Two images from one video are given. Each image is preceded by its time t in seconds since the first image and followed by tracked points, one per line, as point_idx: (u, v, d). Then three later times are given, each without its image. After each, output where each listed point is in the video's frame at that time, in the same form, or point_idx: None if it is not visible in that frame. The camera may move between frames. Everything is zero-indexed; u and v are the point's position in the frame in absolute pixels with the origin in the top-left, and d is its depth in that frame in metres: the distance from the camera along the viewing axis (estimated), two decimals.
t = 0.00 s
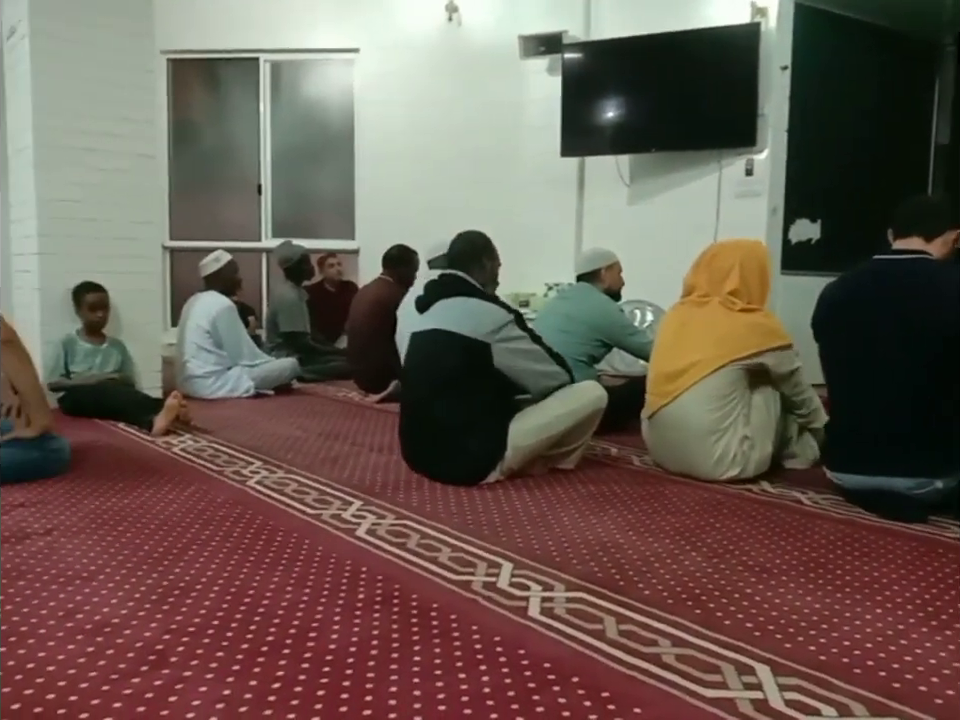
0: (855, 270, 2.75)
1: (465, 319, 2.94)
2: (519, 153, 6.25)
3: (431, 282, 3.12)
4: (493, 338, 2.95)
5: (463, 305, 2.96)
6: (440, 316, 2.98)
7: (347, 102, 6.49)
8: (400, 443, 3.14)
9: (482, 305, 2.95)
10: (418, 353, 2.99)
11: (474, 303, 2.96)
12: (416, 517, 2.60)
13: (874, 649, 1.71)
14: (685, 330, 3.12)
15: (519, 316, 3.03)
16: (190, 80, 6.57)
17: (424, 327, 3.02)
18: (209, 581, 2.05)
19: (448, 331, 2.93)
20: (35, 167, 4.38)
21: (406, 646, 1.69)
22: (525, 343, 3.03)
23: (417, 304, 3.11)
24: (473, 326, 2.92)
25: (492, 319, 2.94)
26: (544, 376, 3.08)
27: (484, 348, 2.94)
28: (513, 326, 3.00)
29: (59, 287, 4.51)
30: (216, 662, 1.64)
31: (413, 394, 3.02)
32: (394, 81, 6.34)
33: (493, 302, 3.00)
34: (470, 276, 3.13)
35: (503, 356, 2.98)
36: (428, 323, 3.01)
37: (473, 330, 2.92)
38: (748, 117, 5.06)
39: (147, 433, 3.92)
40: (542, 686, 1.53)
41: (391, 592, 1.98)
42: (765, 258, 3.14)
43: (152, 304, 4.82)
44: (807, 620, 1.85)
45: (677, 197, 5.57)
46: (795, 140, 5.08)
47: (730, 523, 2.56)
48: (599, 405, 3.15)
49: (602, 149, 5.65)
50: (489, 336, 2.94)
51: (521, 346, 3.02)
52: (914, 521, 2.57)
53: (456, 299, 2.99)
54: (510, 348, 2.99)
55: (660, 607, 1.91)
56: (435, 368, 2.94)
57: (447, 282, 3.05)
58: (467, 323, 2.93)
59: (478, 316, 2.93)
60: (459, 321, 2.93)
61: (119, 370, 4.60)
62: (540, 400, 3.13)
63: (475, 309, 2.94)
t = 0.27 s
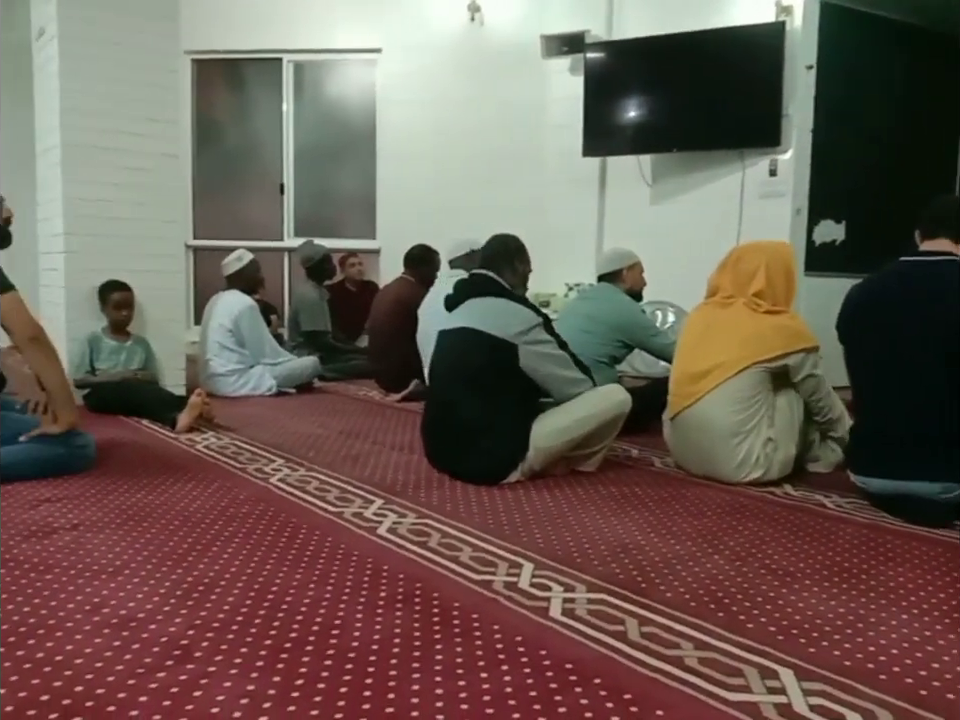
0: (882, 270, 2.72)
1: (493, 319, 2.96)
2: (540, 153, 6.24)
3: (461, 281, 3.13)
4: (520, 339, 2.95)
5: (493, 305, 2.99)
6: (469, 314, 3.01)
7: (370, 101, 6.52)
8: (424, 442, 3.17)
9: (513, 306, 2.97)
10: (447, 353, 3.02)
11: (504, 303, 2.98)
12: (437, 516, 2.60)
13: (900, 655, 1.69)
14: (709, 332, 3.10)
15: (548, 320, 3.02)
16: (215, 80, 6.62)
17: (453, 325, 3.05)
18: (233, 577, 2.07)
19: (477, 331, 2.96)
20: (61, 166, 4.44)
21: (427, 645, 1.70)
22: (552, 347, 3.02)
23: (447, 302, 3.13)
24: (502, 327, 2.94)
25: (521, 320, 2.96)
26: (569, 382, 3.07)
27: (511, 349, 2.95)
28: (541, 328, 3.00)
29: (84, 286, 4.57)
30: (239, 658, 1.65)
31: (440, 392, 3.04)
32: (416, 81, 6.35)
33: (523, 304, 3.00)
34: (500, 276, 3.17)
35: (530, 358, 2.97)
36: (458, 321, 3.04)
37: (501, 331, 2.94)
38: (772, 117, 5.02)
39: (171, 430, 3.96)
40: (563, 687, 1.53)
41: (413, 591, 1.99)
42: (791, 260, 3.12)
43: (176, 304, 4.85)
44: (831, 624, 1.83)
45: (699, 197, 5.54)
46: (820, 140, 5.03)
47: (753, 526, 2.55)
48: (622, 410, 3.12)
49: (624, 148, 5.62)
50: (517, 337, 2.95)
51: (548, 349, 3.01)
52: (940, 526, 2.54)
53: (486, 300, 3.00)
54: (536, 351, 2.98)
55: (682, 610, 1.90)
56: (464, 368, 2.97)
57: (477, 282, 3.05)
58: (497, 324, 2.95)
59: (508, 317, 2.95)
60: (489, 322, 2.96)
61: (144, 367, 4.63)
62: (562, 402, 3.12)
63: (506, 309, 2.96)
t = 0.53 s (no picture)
0: (917, 270, 2.69)
1: (523, 320, 2.97)
2: (567, 154, 6.23)
3: (493, 282, 3.16)
4: (550, 341, 2.96)
5: (524, 306, 2.99)
6: (499, 315, 3.02)
7: (397, 103, 6.55)
8: (452, 442, 3.18)
9: (544, 307, 2.98)
10: (477, 352, 3.03)
11: (535, 304, 2.99)
12: (465, 516, 2.61)
13: (935, 661, 1.67)
14: (740, 333, 3.08)
15: (579, 322, 3.03)
16: (244, 82, 6.69)
17: (483, 326, 3.06)
18: (264, 574, 2.10)
19: (506, 331, 2.97)
20: (95, 169, 4.52)
21: (457, 644, 1.71)
22: (582, 349, 3.02)
23: (477, 303, 3.14)
24: (533, 328, 2.95)
25: (553, 322, 2.96)
26: (600, 385, 3.06)
27: (540, 350, 2.95)
28: (571, 330, 3.00)
29: (116, 287, 4.64)
30: (272, 653, 1.67)
31: (469, 393, 3.06)
32: (443, 82, 6.37)
33: (554, 305, 3.01)
34: (532, 278, 3.18)
35: (560, 359, 2.97)
36: (488, 322, 3.05)
37: (531, 331, 2.95)
38: (802, 116, 4.97)
39: (202, 428, 4.01)
40: (594, 687, 1.53)
41: (442, 590, 2.00)
42: (826, 263, 3.09)
43: (206, 304, 4.91)
44: (864, 630, 1.81)
45: (728, 198, 5.50)
46: (852, 140, 4.97)
47: (784, 529, 2.53)
48: (652, 412, 3.11)
49: (651, 149, 5.59)
50: (547, 338, 2.95)
51: (579, 351, 3.01)
52: None
53: (517, 301, 3.02)
54: (566, 353, 2.98)
55: (712, 612, 1.89)
56: (494, 368, 2.98)
57: (508, 283, 3.07)
58: (528, 325, 2.95)
59: (540, 318, 2.96)
60: (520, 323, 2.96)
61: (175, 366, 4.70)
62: (592, 403, 3.12)
63: (537, 311, 2.97)
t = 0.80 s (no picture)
0: (943, 268, 2.66)
1: (543, 319, 2.97)
2: (587, 153, 6.22)
3: (512, 281, 3.16)
4: (570, 340, 2.95)
5: (543, 306, 2.99)
6: (519, 314, 3.02)
7: (417, 102, 6.57)
8: (472, 441, 3.19)
9: (564, 306, 2.99)
10: (495, 351, 3.03)
11: (554, 303, 2.99)
12: (485, 515, 2.62)
13: None
14: (763, 333, 3.06)
15: (598, 322, 3.03)
16: (265, 83, 6.74)
17: (502, 325, 3.07)
18: (287, 571, 2.12)
19: (525, 331, 2.97)
20: (119, 168, 4.57)
21: (479, 641, 1.72)
22: (602, 348, 3.02)
23: (496, 302, 3.14)
24: (553, 327, 2.95)
25: (573, 321, 2.97)
26: (620, 384, 3.06)
27: (559, 349, 2.95)
28: (591, 330, 3.00)
29: (139, 285, 4.69)
30: (295, 649, 1.69)
31: (489, 392, 3.06)
32: (463, 81, 6.38)
33: (573, 305, 3.01)
34: (551, 277, 3.17)
35: (580, 359, 2.97)
36: (507, 321, 3.05)
37: (550, 331, 2.95)
38: (825, 113, 4.93)
39: (224, 426, 4.05)
40: (615, 686, 1.53)
41: (463, 588, 2.01)
42: (852, 263, 3.07)
43: (227, 302, 4.95)
44: (889, 631, 1.80)
45: (749, 196, 5.46)
46: (876, 137, 4.92)
47: (806, 530, 2.51)
48: (673, 411, 3.10)
49: (672, 147, 5.57)
50: (567, 338, 2.95)
51: (598, 351, 3.01)
52: None
53: (536, 300, 3.02)
54: (586, 352, 2.98)
55: (734, 612, 1.88)
56: (514, 368, 2.98)
57: (527, 282, 3.07)
58: (547, 324, 2.95)
59: (560, 317, 2.96)
60: (541, 322, 2.96)
61: (198, 365, 4.73)
62: (612, 402, 3.11)
63: (558, 310, 2.97)
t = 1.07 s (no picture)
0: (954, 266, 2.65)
1: (549, 318, 2.96)
2: (595, 153, 6.22)
3: (517, 281, 3.15)
4: (576, 340, 2.95)
5: (549, 306, 2.99)
6: (525, 314, 3.02)
7: (425, 104, 6.58)
8: (481, 442, 3.19)
9: (571, 306, 2.98)
10: (503, 351, 3.03)
11: (560, 303, 2.99)
12: (495, 515, 2.62)
13: None
14: (772, 332, 3.05)
15: (604, 321, 3.03)
16: (273, 85, 6.77)
17: (509, 325, 3.07)
18: (298, 571, 2.13)
19: (532, 331, 2.97)
20: (129, 171, 4.60)
21: (489, 642, 1.72)
22: (609, 348, 3.02)
23: (503, 303, 3.14)
24: (560, 327, 2.94)
25: (579, 321, 2.96)
26: (628, 384, 3.06)
27: (566, 349, 2.95)
28: (598, 329, 3.00)
29: (150, 287, 4.72)
30: (306, 650, 1.70)
31: (498, 393, 3.06)
32: (471, 82, 6.39)
33: (579, 304, 3.01)
34: (558, 277, 3.17)
35: (586, 358, 2.97)
36: (513, 321, 3.05)
37: (556, 330, 2.94)
38: (835, 112, 4.91)
39: (234, 427, 4.07)
40: (626, 687, 1.53)
41: (473, 589, 2.01)
42: (862, 261, 3.05)
43: (237, 304, 4.97)
44: (901, 632, 1.79)
45: (759, 196, 5.45)
46: (886, 136, 4.90)
47: (817, 530, 2.50)
48: (682, 411, 3.10)
49: (680, 147, 5.56)
50: (573, 337, 2.94)
51: (605, 350, 3.01)
52: None
53: (543, 300, 3.02)
54: (593, 352, 2.98)
55: (745, 613, 1.88)
56: (522, 368, 2.98)
57: (534, 282, 3.07)
58: (554, 324, 2.95)
59: (565, 316, 2.96)
60: (545, 321, 2.96)
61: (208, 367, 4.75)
62: (621, 402, 3.11)
63: (564, 310, 2.97)
